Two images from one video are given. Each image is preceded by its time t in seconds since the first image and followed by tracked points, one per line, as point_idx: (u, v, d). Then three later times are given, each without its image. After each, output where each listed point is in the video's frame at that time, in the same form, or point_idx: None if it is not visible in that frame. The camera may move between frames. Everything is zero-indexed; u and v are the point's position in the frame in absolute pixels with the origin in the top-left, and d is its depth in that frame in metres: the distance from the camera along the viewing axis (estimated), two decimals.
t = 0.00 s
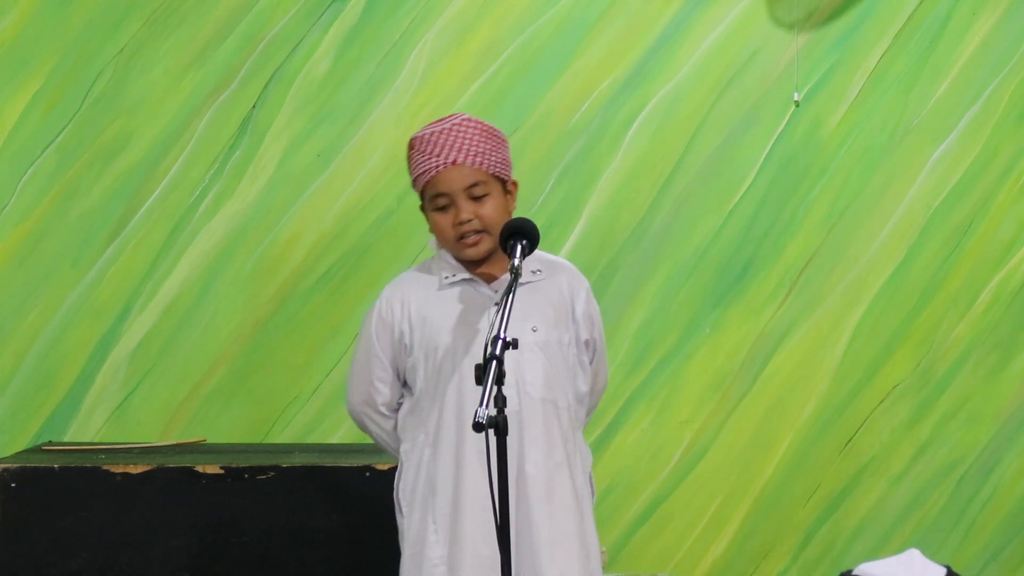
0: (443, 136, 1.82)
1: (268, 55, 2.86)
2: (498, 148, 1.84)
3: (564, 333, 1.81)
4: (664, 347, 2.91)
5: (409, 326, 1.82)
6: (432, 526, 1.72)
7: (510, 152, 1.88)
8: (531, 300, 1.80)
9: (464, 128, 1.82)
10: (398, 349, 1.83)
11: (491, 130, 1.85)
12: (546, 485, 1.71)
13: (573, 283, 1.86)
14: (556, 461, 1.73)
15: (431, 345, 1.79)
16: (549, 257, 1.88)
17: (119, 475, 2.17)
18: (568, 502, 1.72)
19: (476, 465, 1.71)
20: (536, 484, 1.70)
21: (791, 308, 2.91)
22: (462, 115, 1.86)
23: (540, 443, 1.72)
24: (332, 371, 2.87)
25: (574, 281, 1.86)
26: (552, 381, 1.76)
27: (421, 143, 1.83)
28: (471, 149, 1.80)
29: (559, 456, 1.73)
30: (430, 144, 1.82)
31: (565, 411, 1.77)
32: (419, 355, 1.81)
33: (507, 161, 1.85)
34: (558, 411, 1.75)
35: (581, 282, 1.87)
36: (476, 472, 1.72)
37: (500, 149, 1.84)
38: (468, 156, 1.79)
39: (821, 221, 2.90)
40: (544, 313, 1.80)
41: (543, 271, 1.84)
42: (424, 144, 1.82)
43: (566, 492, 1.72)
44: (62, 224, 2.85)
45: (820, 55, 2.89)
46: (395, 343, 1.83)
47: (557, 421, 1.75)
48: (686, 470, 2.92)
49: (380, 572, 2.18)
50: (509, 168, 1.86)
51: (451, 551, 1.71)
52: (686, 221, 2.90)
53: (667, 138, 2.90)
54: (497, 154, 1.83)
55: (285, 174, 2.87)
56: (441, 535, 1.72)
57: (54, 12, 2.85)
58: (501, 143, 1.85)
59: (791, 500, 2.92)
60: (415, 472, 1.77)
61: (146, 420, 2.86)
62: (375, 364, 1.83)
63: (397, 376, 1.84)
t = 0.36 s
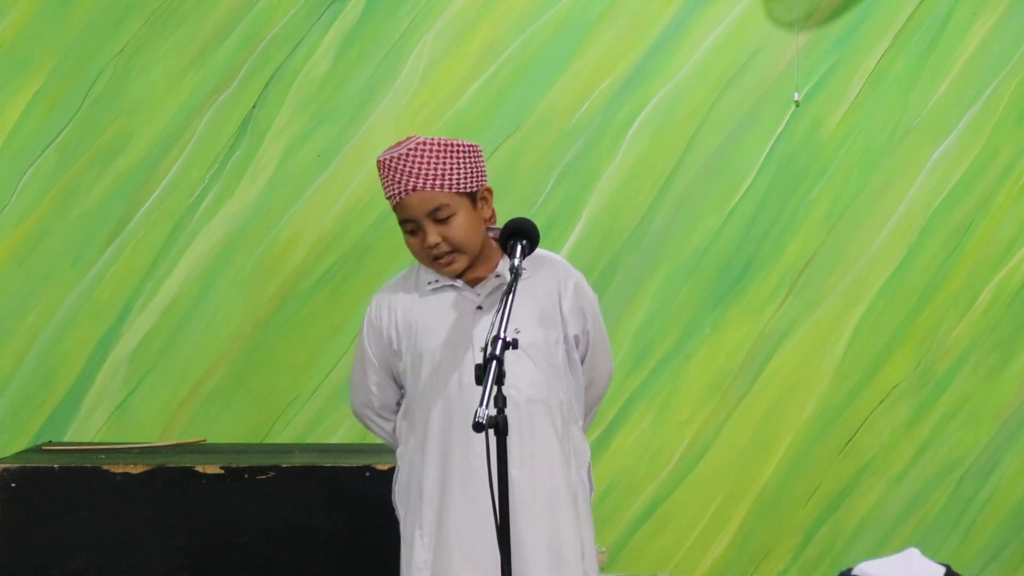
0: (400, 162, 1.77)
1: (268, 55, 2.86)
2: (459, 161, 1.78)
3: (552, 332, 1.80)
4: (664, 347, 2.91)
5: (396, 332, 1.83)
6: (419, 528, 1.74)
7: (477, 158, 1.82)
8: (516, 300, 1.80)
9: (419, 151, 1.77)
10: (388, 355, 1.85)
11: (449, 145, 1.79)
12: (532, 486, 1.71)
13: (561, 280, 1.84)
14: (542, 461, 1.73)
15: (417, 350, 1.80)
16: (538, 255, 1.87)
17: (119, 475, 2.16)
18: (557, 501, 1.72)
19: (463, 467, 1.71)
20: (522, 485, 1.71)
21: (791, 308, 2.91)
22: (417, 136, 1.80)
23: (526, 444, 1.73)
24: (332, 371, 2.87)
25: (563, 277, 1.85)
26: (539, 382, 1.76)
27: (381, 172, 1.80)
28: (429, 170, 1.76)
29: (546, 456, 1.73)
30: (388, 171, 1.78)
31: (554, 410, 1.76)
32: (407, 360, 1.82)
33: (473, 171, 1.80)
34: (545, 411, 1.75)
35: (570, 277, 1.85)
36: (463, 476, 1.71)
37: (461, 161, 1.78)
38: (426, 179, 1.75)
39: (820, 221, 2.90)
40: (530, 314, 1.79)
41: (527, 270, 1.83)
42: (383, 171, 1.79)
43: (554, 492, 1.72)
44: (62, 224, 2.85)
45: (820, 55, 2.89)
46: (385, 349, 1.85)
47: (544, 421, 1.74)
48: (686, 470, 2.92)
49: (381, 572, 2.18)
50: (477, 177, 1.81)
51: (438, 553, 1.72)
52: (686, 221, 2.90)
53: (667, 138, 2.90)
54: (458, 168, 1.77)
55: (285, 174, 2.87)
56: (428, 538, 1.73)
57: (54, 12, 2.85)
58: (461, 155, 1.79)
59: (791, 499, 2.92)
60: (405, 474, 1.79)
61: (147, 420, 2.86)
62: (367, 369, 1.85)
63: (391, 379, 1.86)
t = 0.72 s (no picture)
0: (439, 148, 1.80)
1: (268, 56, 2.86)
2: (496, 156, 1.80)
3: (568, 337, 1.80)
4: (664, 347, 2.91)
5: (420, 327, 1.88)
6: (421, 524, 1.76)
7: (515, 155, 1.84)
8: (533, 303, 1.81)
9: (457, 139, 1.79)
10: (415, 349, 1.90)
11: (487, 138, 1.81)
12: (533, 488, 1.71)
13: (583, 285, 1.84)
14: (546, 464, 1.73)
15: (435, 346, 1.84)
16: (566, 258, 1.87)
17: (119, 475, 2.16)
18: (557, 506, 1.72)
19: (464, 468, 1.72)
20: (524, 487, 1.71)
21: (791, 308, 2.91)
22: (458, 125, 1.82)
23: (530, 446, 1.73)
24: (332, 371, 2.87)
25: (585, 282, 1.85)
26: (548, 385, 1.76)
27: (420, 156, 1.82)
28: (465, 160, 1.78)
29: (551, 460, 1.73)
30: (427, 156, 1.81)
31: (561, 415, 1.76)
32: (427, 356, 1.86)
33: (508, 168, 1.82)
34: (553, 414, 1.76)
35: (593, 283, 1.85)
36: (466, 475, 1.71)
37: (498, 156, 1.81)
38: (461, 168, 1.77)
39: (820, 220, 2.90)
40: (544, 317, 1.80)
41: (549, 273, 1.83)
42: (422, 156, 1.82)
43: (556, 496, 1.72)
44: (62, 223, 2.85)
45: (820, 55, 2.89)
46: (412, 343, 1.90)
47: (551, 425, 1.75)
48: (686, 470, 2.92)
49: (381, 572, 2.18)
50: (513, 173, 1.83)
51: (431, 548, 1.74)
52: (685, 221, 2.90)
53: (667, 138, 2.90)
54: (494, 162, 1.80)
55: (285, 174, 2.87)
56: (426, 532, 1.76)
57: (54, 12, 2.85)
58: (498, 150, 1.81)
59: (791, 500, 2.92)
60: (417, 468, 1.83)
61: (146, 420, 2.86)
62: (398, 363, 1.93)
63: (419, 374, 1.92)
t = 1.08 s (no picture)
0: (479, 147, 1.81)
1: (268, 55, 2.86)
2: (536, 156, 1.81)
3: (601, 338, 1.81)
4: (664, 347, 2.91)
5: (462, 324, 1.91)
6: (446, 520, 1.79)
7: (558, 155, 1.84)
8: (567, 302, 1.83)
9: (498, 139, 1.80)
10: (458, 346, 1.94)
11: (529, 137, 1.81)
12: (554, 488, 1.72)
13: (622, 287, 1.84)
14: (569, 464, 1.73)
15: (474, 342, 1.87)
16: (608, 260, 1.88)
17: (119, 475, 2.15)
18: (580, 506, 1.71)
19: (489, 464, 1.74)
20: (548, 484, 1.72)
21: (791, 308, 2.91)
22: (500, 125, 1.83)
23: (556, 444, 1.74)
24: (332, 372, 2.87)
25: (626, 284, 1.84)
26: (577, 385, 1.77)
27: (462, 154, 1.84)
28: (505, 160, 1.79)
29: (575, 460, 1.73)
30: (471, 155, 1.82)
31: (591, 414, 1.77)
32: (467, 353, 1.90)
33: (549, 168, 1.82)
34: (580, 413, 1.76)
35: (634, 284, 1.84)
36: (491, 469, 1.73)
37: (539, 157, 1.81)
38: (501, 169, 1.78)
39: (821, 220, 2.90)
40: (578, 318, 1.82)
41: (586, 274, 1.85)
42: (467, 154, 1.83)
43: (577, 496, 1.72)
44: (62, 223, 2.85)
45: (820, 55, 2.89)
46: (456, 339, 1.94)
47: (579, 424, 1.75)
48: (686, 470, 2.91)
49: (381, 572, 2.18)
50: (554, 174, 1.83)
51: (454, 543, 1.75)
52: (685, 221, 2.90)
53: (667, 138, 2.90)
54: (534, 163, 1.80)
55: (285, 174, 2.87)
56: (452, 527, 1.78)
57: (54, 12, 2.85)
58: (539, 150, 1.81)
59: (792, 500, 2.92)
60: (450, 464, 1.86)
61: (146, 420, 2.85)
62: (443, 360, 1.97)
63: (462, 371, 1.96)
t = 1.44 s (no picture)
0: (498, 156, 1.99)
1: (268, 55, 2.86)
2: (549, 160, 1.97)
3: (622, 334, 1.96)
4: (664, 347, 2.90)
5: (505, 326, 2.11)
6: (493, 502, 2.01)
7: (572, 157, 1.99)
8: (591, 301, 1.99)
9: (513, 147, 1.97)
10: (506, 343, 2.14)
11: (542, 142, 1.97)
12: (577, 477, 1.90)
13: (645, 278, 1.96)
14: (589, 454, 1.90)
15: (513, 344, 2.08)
16: (634, 254, 2.01)
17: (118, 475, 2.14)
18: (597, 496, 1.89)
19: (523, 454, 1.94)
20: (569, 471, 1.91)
21: (791, 308, 2.91)
22: (516, 132, 2.00)
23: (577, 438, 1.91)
24: (332, 372, 2.87)
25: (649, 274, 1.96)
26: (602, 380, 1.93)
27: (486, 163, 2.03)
28: (520, 167, 1.96)
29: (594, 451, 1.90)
30: (492, 162, 2.01)
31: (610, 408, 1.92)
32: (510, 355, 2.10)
33: (563, 169, 1.97)
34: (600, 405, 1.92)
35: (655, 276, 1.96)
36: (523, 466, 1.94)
37: (552, 161, 1.97)
38: (515, 176, 1.96)
39: (821, 220, 2.90)
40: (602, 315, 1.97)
41: (611, 270, 2.00)
42: (489, 162, 2.02)
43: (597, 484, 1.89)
44: (62, 223, 2.85)
45: (820, 55, 2.89)
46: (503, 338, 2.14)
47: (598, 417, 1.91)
48: (686, 470, 2.91)
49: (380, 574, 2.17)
50: (570, 176, 1.98)
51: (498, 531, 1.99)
52: (685, 221, 2.89)
53: (667, 138, 2.90)
54: (547, 167, 1.96)
55: (285, 174, 2.87)
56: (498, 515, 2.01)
57: (55, 12, 2.85)
58: (552, 154, 1.97)
59: (792, 500, 2.91)
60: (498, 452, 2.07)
61: (146, 420, 2.85)
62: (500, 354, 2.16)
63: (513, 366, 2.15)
